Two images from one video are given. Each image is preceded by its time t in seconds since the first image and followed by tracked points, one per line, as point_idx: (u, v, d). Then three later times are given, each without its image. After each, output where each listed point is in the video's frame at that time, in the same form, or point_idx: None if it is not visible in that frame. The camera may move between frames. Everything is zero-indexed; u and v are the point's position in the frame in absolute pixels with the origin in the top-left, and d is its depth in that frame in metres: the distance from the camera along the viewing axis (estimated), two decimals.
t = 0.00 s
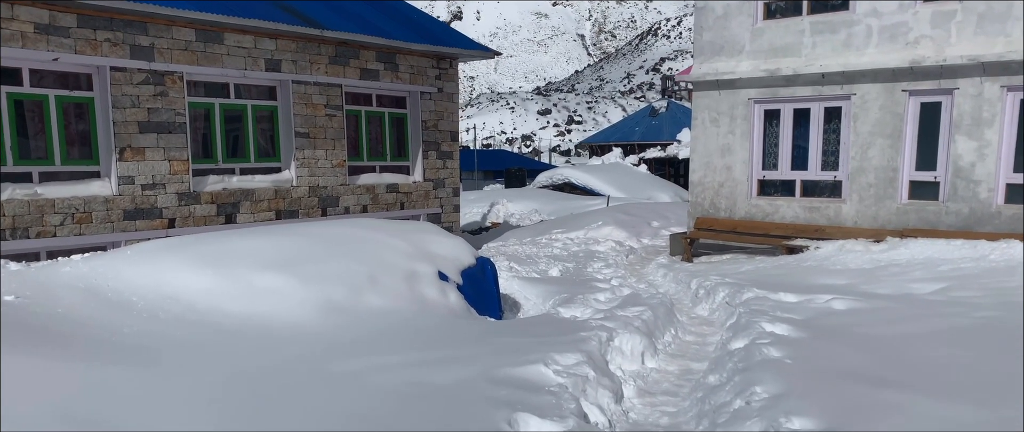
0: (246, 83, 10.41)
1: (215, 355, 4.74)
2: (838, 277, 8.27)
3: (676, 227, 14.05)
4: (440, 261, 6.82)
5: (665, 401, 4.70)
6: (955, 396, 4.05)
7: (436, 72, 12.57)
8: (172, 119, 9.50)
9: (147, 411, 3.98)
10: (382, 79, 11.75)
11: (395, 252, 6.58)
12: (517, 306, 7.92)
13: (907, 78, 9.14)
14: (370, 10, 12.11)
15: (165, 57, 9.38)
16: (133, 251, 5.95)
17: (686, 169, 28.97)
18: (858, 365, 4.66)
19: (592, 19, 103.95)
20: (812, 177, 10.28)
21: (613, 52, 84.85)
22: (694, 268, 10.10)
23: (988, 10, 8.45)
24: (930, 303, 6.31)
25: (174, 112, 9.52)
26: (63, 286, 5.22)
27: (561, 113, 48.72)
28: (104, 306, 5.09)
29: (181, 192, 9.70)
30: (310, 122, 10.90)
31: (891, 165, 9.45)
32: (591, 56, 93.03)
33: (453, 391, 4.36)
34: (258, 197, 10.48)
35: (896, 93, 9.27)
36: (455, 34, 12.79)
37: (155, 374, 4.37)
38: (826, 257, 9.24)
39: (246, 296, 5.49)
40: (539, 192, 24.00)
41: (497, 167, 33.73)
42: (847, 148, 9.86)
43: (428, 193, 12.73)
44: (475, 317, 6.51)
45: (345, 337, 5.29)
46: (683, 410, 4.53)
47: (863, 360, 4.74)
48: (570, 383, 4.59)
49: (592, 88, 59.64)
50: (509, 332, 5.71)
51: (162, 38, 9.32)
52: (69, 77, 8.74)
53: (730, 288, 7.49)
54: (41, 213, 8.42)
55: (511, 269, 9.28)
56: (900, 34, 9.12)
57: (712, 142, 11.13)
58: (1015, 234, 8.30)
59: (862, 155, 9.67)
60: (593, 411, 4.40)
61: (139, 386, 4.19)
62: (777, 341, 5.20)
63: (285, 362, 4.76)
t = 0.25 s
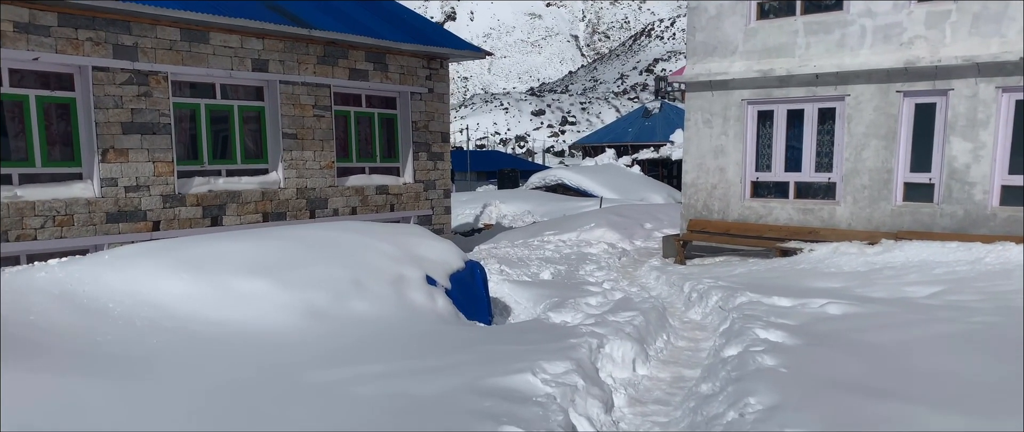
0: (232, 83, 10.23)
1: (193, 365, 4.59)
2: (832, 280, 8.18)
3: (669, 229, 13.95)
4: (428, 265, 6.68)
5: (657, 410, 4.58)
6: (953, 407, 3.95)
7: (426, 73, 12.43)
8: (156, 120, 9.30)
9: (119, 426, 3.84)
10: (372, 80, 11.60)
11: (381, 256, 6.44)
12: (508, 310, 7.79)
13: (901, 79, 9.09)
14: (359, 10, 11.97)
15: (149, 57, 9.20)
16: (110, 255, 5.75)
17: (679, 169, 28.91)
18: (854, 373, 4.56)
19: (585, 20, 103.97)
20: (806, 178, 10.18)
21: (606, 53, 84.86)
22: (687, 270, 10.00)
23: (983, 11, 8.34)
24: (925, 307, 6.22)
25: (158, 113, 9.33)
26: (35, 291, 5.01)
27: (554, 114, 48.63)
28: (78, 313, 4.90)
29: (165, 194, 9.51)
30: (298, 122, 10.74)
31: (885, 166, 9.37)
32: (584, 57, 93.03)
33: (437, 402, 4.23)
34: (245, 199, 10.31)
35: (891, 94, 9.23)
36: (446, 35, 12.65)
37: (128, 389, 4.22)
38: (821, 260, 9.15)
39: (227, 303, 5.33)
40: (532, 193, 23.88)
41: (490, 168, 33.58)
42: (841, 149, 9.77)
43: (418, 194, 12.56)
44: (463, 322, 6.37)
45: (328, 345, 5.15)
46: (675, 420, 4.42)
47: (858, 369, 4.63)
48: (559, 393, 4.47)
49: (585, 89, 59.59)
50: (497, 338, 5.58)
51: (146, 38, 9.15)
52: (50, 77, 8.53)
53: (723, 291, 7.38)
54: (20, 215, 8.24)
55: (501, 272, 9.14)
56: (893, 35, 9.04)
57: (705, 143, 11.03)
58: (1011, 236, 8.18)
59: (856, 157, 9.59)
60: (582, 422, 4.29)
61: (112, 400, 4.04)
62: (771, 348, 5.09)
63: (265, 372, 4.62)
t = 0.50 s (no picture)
0: (212, 83, 10.00)
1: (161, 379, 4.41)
2: (821, 283, 8.09)
3: (657, 230, 13.85)
4: (410, 269, 6.51)
5: (642, 421, 4.44)
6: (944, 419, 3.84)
7: (411, 73, 12.23)
8: (133, 121, 9.08)
9: None
10: (356, 80, 11.41)
11: (361, 260, 6.26)
12: (492, 314, 7.65)
13: (890, 80, 9.01)
14: (343, 8, 11.76)
15: (125, 56, 8.97)
16: (77, 259, 5.52)
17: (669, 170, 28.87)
18: (844, 385, 4.44)
19: (574, 20, 103.95)
20: (794, 180, 10.10)
21: (596, 53, 84.88)
22: (675, 273, 9.88)
23: (972, 11, 8.29)
24: (916, 311, 6.13)
25: (135, 113, 9.10)
26: None
27: (544, 114, 48.50)
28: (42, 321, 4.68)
29: (143, 197, 9.26)
30: (279, 123, 10.54)
31: (874, 167, 9.30)
32: (574, 57, 92.99)
33: (412, 417, 4.09)
34: (225, 201, 10.07)
35: (880, 95, 9.13)
36: (432, 34, 12.46)
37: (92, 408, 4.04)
38: (810, 262, 9.07)
39: (199, 311, 5.14)
40: (521, 194, 23.73)
41: (479, 168, 33.41)
42: (830, 150, 9.69)
43: (404, 196, 12.36)
44: (446, 328, 6.21)
45: (303, 356, 4.98)
46: None
47: (848, 379, 4.51)
48: (540, 405, 4.33)
49: (575, 89, 59.52)
50: (478, 347, 5.43)
51: (122, 37, 8.93)
52: (23, 77, 8.28)
53: (711, 295, 7.27)
54: None
55: (487, 275, 8.99)
56: (883, 35, 8.99)
57: (693, 144, 10.92)
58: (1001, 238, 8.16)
59: (845, 158, 9.50)
60: None
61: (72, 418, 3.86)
62: (758, 357, 4.97)
63: (236, 386, 4.45)
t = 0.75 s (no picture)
0: (197, 82, 9.79)
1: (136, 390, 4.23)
2: (815, 285, 8.00)
3: (649, 231, 13.75)
4: (397, 272, 6.36)
5: (635, 430, 4.32)
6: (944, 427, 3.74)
7: (400, 72, 12.06)
8: (114, 120, 8.86)
9: None
10: (343, 79, 11.23)
11: (346, 263, 6.10)
12: (482, 316, 7.51)
13: (883, 80, 8.99)
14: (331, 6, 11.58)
15: (106, 54, 8.77)
16: (50, 262, 5.30)
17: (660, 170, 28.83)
18: (841, 392, 4.33)
19: (566, 20, 103.93)
20: (787, 180, 10.03)
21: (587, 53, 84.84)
22: (667, 274, 9.78)
23: (966, 10, 8.22)
24: (911, 314, 6.04)
25: (117, 112, 8.89)
26: None
27: (535, 114, 48.39)
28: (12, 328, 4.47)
29: (125, 198, 9.04)
30: (265, 123, 10.35)
31: (868, 168, 9.26)
32: (565, 57, 92.97)
33: (396, 427, 3.96)
34: (210, 202, 9.85)
35: (873, 94, 9.10)
36: (422, 33, 12.30)
37: (63, 424, 3.87)
38: (803, 264, 8.99)
39: (178, 316, 4.96)
40: (512, 194, 23.60)
41: (470, 168, 33.25)
42: (823, 150, 9.62)
43: (393, 196, 12.19)
44: (433, 332, 6.07)
45: (285, 363, 4.83)
46: None
47: (845, 386, 4.41)
48: (528, 415, 4.21)
49: (566, 89, 59.46)
50: (465, 353, 5.29)
51: (103, 34, 8.72)
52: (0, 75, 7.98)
53: (704, 298, 7.16)
54: None
55: (476, 277, 8.85)
56: (876, 34, 8.94)
57: (685, 144, 10.82)
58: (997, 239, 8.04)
59: (839, 158, 9.46)
60: None
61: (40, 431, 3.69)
62: (754, 363, 4.86)
63: (215, 396, 4.29)
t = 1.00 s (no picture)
0: (182, 79, 9.51)
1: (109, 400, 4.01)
2: (813, 286, 7.86)
3: (644, 231, 13.60)
4: (385, 273, 6.16)
5: None
6: None
7: (391, 69, 11.84)
8: (95, 117, 8.58)
9: None
10: (332, 76, 11.01)
11: (334, 265, 5.89)
12: (473, 319, 7.31)
13: (881, 77, 8.92)
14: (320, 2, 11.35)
15: (87, 49, 8.50)
16: (21, 262, 5.05)
17: (653, 170, 28.72)
18: (848, 400, 4.17)
19: (558, 21, 103.85)
20: (784, 179, 9.90)
21: (580, 54, 84.76)
22: (662, 275, 9.63)
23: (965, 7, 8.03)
24: (915, 315, 5.91)
25: (98, 109, 8.60)
26: None
27: (528, 114, 48.24)
28: None
29: (107, 197, 8.75)
30: (252, 120, 10.10)
31: (866, 166, 9.16)
32: (557, 57, 92.88)
33: None
34: (195, 202, 9.58)
35: (872, 92, 9.01)
36: (413, 30, 12.09)
37: None
38: (801, 264, 8.85)
39: (156, 320, 4.74)
40: (504, 194, 23.41)
41: (462, 168, 33.04)
42: (820, 148, 9.50)
43: (383, 196, 11.96)
44: (424, 336, 5.87)
45: (268, 371, 4.62)
46: None
47: (852, 392, 4.25)
48: (522, 424, 4.02)
49: (558, 89, 59.35)
50: (456, 358, 5.10)
51: (83, 29, 8.45)
52: None
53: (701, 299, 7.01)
54: None
55: (469, 278, 8.66)
56: (874, 31, 8.80)
57: (680, 143, 10.68)
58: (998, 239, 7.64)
59: (836, 157, 9.34)
60: None
61: None
62: (757, 368, 4.70)
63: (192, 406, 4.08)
